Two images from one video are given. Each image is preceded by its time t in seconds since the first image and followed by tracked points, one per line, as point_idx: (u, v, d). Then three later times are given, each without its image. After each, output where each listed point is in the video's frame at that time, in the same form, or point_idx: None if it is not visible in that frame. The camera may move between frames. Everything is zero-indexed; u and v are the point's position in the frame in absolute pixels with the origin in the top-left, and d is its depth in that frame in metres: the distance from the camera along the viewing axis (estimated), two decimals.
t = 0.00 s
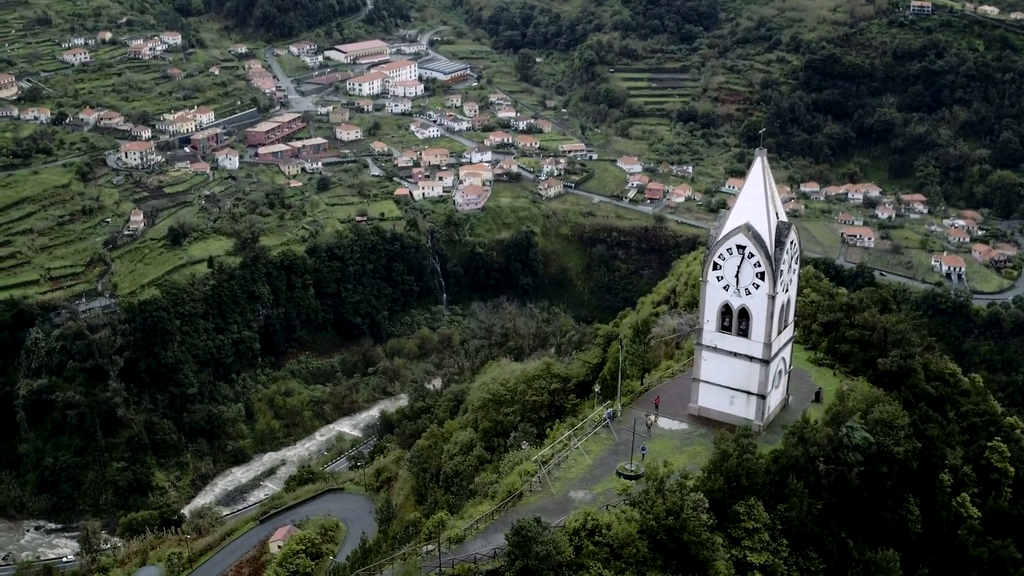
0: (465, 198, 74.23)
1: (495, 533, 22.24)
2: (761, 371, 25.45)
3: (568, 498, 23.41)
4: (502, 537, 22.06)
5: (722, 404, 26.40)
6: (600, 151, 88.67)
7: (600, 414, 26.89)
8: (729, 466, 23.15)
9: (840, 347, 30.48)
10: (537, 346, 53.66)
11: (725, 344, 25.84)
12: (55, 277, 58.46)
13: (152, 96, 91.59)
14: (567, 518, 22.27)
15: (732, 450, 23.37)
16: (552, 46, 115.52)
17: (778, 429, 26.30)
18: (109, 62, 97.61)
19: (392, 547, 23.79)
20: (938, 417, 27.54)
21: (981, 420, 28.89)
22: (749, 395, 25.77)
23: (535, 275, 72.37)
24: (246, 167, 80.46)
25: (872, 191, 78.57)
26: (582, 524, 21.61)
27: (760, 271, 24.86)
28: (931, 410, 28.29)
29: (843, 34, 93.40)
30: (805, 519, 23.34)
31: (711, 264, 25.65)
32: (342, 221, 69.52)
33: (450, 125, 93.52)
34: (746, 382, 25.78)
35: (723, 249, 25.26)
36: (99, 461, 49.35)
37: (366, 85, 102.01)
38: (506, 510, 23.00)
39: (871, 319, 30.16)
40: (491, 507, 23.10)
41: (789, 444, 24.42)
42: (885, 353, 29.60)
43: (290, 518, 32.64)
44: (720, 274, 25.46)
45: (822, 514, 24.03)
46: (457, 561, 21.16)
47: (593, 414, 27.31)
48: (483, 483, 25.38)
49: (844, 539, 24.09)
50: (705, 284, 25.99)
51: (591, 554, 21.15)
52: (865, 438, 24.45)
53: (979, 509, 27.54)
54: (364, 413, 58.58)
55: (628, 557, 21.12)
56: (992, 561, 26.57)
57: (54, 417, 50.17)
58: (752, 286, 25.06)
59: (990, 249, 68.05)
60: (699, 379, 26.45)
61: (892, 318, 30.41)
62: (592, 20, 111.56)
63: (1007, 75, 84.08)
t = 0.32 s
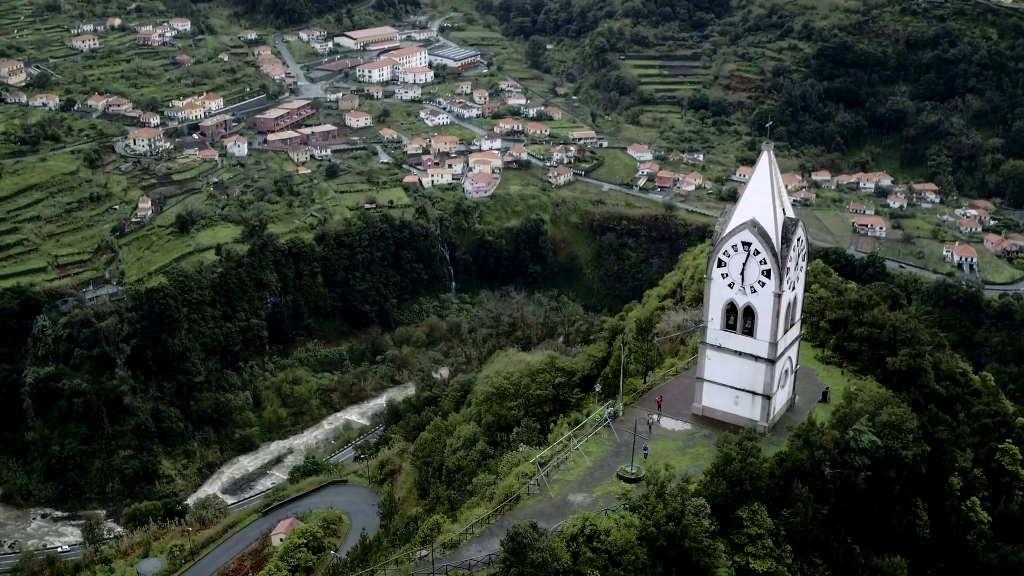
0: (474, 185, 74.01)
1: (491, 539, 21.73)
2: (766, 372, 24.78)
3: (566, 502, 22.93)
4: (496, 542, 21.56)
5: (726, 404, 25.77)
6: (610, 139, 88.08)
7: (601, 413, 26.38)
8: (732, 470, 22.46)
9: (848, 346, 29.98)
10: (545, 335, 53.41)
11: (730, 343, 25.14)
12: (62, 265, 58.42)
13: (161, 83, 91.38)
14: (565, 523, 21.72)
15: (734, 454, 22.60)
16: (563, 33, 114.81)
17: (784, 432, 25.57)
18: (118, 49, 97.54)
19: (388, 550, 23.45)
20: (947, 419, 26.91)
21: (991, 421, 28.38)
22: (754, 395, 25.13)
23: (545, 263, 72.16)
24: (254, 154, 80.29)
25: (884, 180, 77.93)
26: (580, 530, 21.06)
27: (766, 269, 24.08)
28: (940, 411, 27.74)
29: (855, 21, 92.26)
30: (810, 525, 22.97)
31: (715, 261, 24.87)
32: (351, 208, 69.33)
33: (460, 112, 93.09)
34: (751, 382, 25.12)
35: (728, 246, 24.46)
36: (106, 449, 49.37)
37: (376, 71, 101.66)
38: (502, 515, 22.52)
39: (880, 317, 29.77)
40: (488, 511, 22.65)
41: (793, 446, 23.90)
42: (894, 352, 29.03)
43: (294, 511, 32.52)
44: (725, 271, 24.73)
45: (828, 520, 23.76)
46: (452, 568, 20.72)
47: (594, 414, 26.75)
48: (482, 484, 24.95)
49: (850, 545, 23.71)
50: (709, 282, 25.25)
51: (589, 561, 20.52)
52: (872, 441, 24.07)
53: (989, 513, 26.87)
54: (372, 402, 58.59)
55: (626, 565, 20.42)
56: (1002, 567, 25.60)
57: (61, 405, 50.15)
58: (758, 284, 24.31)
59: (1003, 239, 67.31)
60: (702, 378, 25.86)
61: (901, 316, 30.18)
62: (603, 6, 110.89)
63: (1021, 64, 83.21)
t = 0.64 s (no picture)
0: (483, 172, 73.70)
1: (485, 543, 21.34)
2: (771, 371, 24.18)
3: (563, 505, 22.51)
4: (490, 547, 21.16)
5: (730, 404, 25.18)
6: (620, 126, 87.44)
7: (600, 413, 25.78)
8: (734, 473, 21.91)
9: (856, 343, 29.26)
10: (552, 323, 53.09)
11: (733, 342, 24.55)
12: (69, 251, 58.38)
13: (169, 69, 91.08)
14: (561, 527, 21.34)
15: (736, 457, 22.06)
16: (574, 19, 114.00)
17: (788, 432, 25.02)
18: (127, 35, 97.39)
19: (385, 551, 23.24)
20: (955, 421, 26.20)
21: (1001, 422, 27.98)
22: (757, 395, 24.54)
23: (554, 251, 71.85)
24: (263, 140, 80.01)
25: (895, 169, 77.19)
26: (576, 535, 20.67)
27: (771, 266, 23.47)
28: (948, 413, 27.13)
29: (868, 8, 90.93)
30: (814, 531, 22.21)
31: (719, 257, 24.29)
32: (359, 195, 69.10)
33: (469, 98, 92.59)
34: (755, 382, 24.52)
35: (732, 242, 23.86)
36: (112, 436, 49.45)
37: (385, 57, 101.21)
38: (498, 518, 22.07)
39: (889, 314, 29.08)
40: (483, 515, 22.20)
41: (797, 449, 23.13)
42: (903, 351, 28.46)
43: (296, 501, 32.43)
44: (729, 268, 24.11)
45: (832, 524, 23.04)
46: None
47: (593, 414, 26.21)
48: (479, 485, 24.58)
49: (854, 550, 23.09)
50: (713, 279, 24.66)
51: (584, 568, 20.21)
52: (879, 445, 23.18)
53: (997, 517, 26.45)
54: (379, 389, 58.52)
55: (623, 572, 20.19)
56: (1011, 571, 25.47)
57: (67, 392, 50.18)
58: (762, 282, 23.70)
59: (1015, 229, 66.57)
60: (705, 377, 25.27)
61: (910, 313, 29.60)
62: None
63: None
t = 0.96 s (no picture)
0: (492, 159, 73.03)
1: (478, 548, 20.72)
2: (774, 371, 23.69)
3: (559, 508, 21.84)
4: (482, 552, 20.48)
5: (732, 403, 24.67)
6: (631, 113, 86.78)
7: (600, 412, 25.25)
8: (735, 477, 21.35)
9: (862, 341, 28.49)
10: (560, 310, 52.69)
11: (736, 340, 24.04)
12: (76, 238, 58.36)
13: (178, 54, 90.83)
14: (557, 532, 20.72)
15: (737, 460, 21.55)
16: (584, 5, 113.21)
17: (791, 433, 24.42)
18: (136, 20, 97.22)
19: (382, 549, 22.97)
20: (964, 423, 25.39)
21: (1012, 423, 26.68)
22: (760, 395, 24.03)
23: (563, 239, 71.50)
24: (271, 127, 79.78)
25: (907, 157, 76.38)
26: (572, 540, 20.12)
27: (775, 263, 22.96)
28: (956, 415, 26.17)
29: None
30: (817, 537, 21.73)
31: (723, 254, 23.78)
32: (368, 181, 68.88)
33: (479, 84, 92.12)
34: (758, 381, 24.01)
35: (735, 238, 23.35)
36: (119, 423, 49.50)
37: (395, 43, 100.73)
38: (492, 521, 21.45)
39: (897, 311, 28.31)
40: (477, 518, 21.59)
41: (800, 451, 22.64)
42: (911, 349, 27.67)
43: (298, 493, 32.24)
44: (732, 264, 23.61)
45: (836, 530, 22.53)
46: None
47: (593, 414, 25.64)
48: (475, 485, 23.99)
49: (858, 556, 22.61)
50: (716, 276, 24.16)
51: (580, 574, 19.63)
52: (884, 448, 22.81)
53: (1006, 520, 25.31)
54: (386, 376, 58.48)
55: None
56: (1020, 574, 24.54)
57: (73, 378, 50.23)
58: (766, 279, 23.20)
59: None
60: (707, 376, 24.77)
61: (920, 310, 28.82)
62: None
63: None
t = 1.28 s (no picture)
0: (502, 146, 72.64)
1: (470, 552, 20.20)
2: (778, 370, 22.98)
3: (555, 512, 21.28)
4: (475, 557, 19.99)
5: (735, 403, 24.00)
6: (641, 99, 86.11)
7: (598, 412, 24.68)
8: (735, 481, 20.35)
9: (870, 339, 27.74)
10: (568, 297, 52.37)
11: (739, 339, 23.34)
12: (84, 224, 58.34)
13: (187, 40, 90.57)
14: (551, 537, 20.13)
15: (738, 464, 20.60)
16: None
17: (795, 435, 23.60)
18: (145, 6, 97.08)
19: (380, 546, 22.65)
20: (972, 425, 24.66)
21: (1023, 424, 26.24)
22: (764, 395, 23.33)
23: (572, 226, 71.15)
24: (280, 112, 79.53)
25: (919, 146, 75.56)
26: (567, 546, 19.37)
27: (779, 261, 22.17)
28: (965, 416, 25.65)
29: None
30: (821, 543, 20.70)
31: (725, 251, 23.03)
32: (377, 168, 68.61)
33: (489, 70, 91.63)
34: (761, 381, 23.32)
35: (738, 235, 22.58)
36: (125, 410, 49.53)
37: (405, 28, 100.20)
38: (485, 525, 20.91)
39: (906, 309, 27.63)
40: (470, 521, 21.08)
41: (802, 454, 21.85)
42: (919, 348, 26.91)
43: (300, 484, 31.97)
44: (735, 262, 22.85)
45: (839, 535, 21.60)
46: None
47: (593, 414, 25.01)
48: (471, 485, 23.48)
49: (863, 563, 21.62)
50: (719, 273, 23.42)
51: None
52: (889, 452, 22.00)
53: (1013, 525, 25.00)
54: (394, 364, 58.47)
55: None
56: None
57: (80, 365, 50.21)
58: (770, 277, 22.42)
59: None
60: (709, 375, 24.08)
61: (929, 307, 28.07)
62: None
63: None
